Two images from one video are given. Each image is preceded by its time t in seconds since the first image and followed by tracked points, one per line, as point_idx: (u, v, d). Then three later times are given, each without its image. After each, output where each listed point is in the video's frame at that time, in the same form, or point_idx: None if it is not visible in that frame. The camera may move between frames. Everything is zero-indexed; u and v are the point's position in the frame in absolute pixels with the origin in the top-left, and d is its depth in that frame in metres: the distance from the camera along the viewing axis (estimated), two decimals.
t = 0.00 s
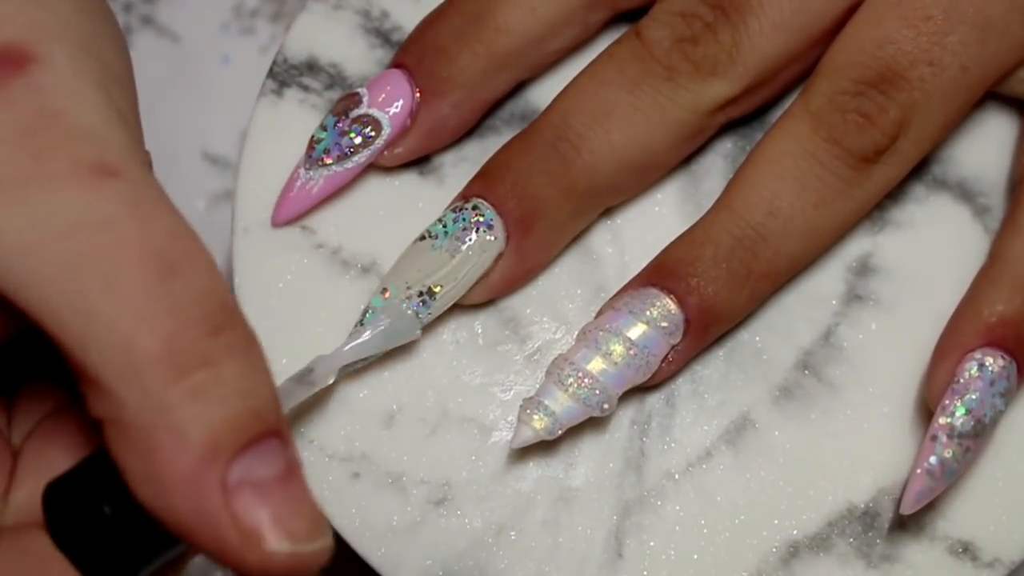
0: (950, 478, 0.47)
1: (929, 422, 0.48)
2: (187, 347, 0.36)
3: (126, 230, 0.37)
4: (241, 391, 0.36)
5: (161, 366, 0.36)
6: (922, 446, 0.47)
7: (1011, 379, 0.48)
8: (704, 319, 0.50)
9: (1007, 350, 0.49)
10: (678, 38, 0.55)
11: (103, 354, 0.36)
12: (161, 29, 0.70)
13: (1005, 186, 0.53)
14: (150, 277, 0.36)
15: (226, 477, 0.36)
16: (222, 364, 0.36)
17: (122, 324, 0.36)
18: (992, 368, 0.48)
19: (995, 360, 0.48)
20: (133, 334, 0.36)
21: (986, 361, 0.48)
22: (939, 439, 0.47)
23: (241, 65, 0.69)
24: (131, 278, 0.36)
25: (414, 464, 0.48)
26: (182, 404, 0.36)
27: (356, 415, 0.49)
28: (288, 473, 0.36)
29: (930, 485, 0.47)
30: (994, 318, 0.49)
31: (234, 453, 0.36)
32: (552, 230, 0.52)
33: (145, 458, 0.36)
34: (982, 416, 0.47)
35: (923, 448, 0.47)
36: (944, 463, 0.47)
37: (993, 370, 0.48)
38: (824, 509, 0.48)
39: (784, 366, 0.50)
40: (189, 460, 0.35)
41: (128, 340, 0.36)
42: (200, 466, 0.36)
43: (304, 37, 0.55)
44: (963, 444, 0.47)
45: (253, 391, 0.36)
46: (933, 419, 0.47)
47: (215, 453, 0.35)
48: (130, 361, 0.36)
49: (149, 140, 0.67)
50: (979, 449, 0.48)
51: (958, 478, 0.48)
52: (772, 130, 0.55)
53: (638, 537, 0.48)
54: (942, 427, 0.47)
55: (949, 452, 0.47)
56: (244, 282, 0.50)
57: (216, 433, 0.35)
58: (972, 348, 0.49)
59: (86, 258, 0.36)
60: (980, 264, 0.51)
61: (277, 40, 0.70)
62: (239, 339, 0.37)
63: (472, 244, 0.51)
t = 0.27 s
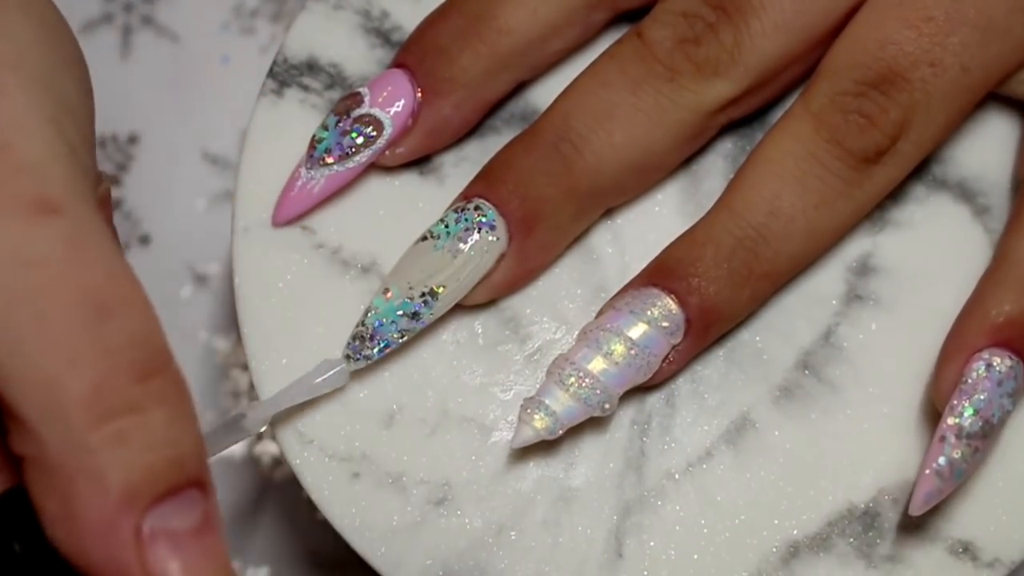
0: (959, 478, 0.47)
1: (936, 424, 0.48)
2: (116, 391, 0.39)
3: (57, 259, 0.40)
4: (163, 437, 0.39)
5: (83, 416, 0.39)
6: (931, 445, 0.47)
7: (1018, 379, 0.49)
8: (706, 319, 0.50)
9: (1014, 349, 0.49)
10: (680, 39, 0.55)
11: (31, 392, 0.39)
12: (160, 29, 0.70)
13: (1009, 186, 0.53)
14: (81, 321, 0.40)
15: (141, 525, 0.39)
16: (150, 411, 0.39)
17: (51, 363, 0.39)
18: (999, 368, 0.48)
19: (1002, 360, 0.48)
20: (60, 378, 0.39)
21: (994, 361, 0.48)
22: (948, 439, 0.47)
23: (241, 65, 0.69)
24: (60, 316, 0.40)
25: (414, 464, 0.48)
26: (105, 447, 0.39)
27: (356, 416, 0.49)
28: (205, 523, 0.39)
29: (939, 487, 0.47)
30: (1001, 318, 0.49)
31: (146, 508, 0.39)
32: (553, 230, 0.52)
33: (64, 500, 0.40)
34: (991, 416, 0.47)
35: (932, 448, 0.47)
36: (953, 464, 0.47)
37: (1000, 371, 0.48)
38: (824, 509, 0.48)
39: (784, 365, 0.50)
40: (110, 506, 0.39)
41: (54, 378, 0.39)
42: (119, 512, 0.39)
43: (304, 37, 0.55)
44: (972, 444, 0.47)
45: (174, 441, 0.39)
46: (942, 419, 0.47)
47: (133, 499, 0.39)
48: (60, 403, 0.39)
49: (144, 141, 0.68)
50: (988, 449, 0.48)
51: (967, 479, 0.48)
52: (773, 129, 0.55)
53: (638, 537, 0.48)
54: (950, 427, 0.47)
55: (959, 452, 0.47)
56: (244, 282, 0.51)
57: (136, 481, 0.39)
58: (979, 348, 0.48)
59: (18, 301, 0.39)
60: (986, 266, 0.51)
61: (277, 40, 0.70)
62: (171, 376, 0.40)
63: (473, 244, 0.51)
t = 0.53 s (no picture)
0: (972, 486, 0.47)
1: (950, 432, 0.48)
2: (258, 157, 0.33)
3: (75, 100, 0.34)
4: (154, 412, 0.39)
5: (223, 178, 0.32)
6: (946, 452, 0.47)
7: None
8: (710, 324, 0.51)
9: None
10: (686, 46, 0.55)
11: (169, 180, 0.33)
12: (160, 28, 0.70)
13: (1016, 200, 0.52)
14: (215, 103, 0.33)
15: (306, 277, 0.32)
16: (292, 179, 0.33)
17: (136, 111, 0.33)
18: (1013, 375, 0.49)
19: (1015, 368, 0.49)
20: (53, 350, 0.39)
21: (1007, 368, 0.49)
22: (964, 446, 0.47)
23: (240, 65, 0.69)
24: (190, 108, 0.33)
25: (414, 463, 0.48)
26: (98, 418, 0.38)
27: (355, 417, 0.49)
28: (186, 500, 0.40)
29: (954, 493, 0.46)
30: (1013, 324, 0.49)
31: (313, 256, 0.32)
32: (557, 238, 0.52)
33: (220, 269, 0.32)
34: (1004, 423, 0.48)
35: (948, 455, 0.47)
36: (968, 471, 0.47)
37: (1014, 378, 0.49)
38: (824, 509, 0.48)
39: (784, 366, 0.50)
40: (264, 270, 0.32)
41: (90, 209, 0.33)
42: (281, 269, 0.32)
43: (303, 37, 0.54)
44: (987, 451, 0.47)
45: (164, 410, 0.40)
46: (957, 426, 0.47)
47: (293, 256, 0.32)
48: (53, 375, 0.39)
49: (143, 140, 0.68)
50: (999, 455, 0.48)
51: (980, 486, 0.47)
52: (778, 137, 0.55)
53: (638, 537, 0.48)
54: (966, 434, 0.47)
55: (974, 459, 0.47)
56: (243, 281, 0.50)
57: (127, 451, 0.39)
58: (992, 356, 0.49)
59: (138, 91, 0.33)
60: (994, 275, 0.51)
61: (277, 40, 0.70)
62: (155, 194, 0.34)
63: (478, 248, 0.52)
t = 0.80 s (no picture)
0: (975, 486, 0.47)
1: (949, 433, 0.48)
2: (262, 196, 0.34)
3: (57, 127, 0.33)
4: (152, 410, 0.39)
5: (111, 309, 0.32)
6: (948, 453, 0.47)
7: None
8: (708, 324, 0.50)
9: None
10: (685, 45, 0.55)
11: (57, 295, 0.32)
12: (160, 28, 0.70)
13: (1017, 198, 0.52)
14: (106, 226, 0.33)
15: (173, 415, 0.32)
16: (179, 309, 0.32)
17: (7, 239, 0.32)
18: (1016, 376, 0.48)
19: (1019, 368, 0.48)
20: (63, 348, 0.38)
21: (1011, 368, 0.48)
22: (967, 447, 0.47)
23: (240, 65, 0.69)
24: (88, 211, 0.33)
25: (414, 464, 0.48)
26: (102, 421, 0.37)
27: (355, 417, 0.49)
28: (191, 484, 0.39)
29: (958, 494, 0.46)
30: (1016, 324, 0.49)
31: (180, 397, 0.32)
32: (556, 236, 0.52)
33: (81, 396, 0.32)
34: (1008, 424, 0.47)
35: (951, 456, 0.47)
36: (971, 471, 0.47)
37: (1018, 379, 0.48)
38: (824, 509, 0.48)
39: (784, 366, 0.50)
40: (126, 404, 0.32)
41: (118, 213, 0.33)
42: (145, 406, 0.32)
43: (303, 37, 0.55)
44: (990, 452, 0.47)
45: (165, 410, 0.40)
46: (960, 426, 0.47)
47: (163, 389, 0.32)
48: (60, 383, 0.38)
49: (144, 140, 0.68)
50: (1003, 456, 0.48)
51: (984, 486, 0.47)
52: (780, 134, 0.54)
53: (638, 538, 0.48)
54: (969, 435, 0.47)
55: (978, 460, 0.47)
56: (244, 282, 0.50)
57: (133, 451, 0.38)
58: (995, 356, 0.48)
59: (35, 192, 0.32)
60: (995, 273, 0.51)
61: (277, 40, 0.70)
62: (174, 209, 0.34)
63: (475, 247, 0.51)
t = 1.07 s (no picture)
0: (982, 483, 0.47)
1: (955, 432, 0.48)
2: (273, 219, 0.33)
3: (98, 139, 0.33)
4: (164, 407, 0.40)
5: (247, 245, 0.33)
6: (954, 450, 0.47)
7: None
8: (707, 321, 0.51)
9: None
10: (681, 40, 0.55)
11: (194, 240, 0.33)
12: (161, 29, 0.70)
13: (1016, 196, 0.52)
14: (240, 163, 0.33)
15: (327, 349, 0.33)
16: (316, 242, 0.33)
17: (160, 176, 0.33)
18: (1018, 370, 0.48)
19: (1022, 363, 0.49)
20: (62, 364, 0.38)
21: (1013, 363, 0.48)
22: (973, 443, 0.47)
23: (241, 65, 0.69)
24: (213, 153, 0.33)
25: (414, 464, 0.48)
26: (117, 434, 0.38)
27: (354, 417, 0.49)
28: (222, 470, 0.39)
29: (964, 491, 0.46)
30: (1018, 319, 0.49)
31: (329, 331, 0.33)
32: (553, 233, 0.52)
33: (235, 336, 0.33)
34: (1013, 419, 0.48)
35: (957, 453, 0.47)
36: (978, 468, 0.47)
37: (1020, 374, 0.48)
38: (824, 509, 0.48)
39: (784, 365, 0.50)
40: (286, 338, 0.33)
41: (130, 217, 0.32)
42: (303, 337, 0.33)
43: (304, 37, 0.55)
44: (996, 447, 0.47)
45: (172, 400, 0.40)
46: (964, 423, 0.47)
47: (315, 324, 0.33)
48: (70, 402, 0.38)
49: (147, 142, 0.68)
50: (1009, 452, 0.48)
51: (990, 484, 0.48)
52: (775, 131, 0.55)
53: (638, 538, 0.48)
54: (975, 431, 0.47)
55: (984, 456, 0.47)
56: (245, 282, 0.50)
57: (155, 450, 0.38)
58: (998, 352, 0.48)
59: (173, 121, 0.33)
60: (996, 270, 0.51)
61: (277, 40, 0.70)
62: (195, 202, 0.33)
63: (473, 244, 0.51)
